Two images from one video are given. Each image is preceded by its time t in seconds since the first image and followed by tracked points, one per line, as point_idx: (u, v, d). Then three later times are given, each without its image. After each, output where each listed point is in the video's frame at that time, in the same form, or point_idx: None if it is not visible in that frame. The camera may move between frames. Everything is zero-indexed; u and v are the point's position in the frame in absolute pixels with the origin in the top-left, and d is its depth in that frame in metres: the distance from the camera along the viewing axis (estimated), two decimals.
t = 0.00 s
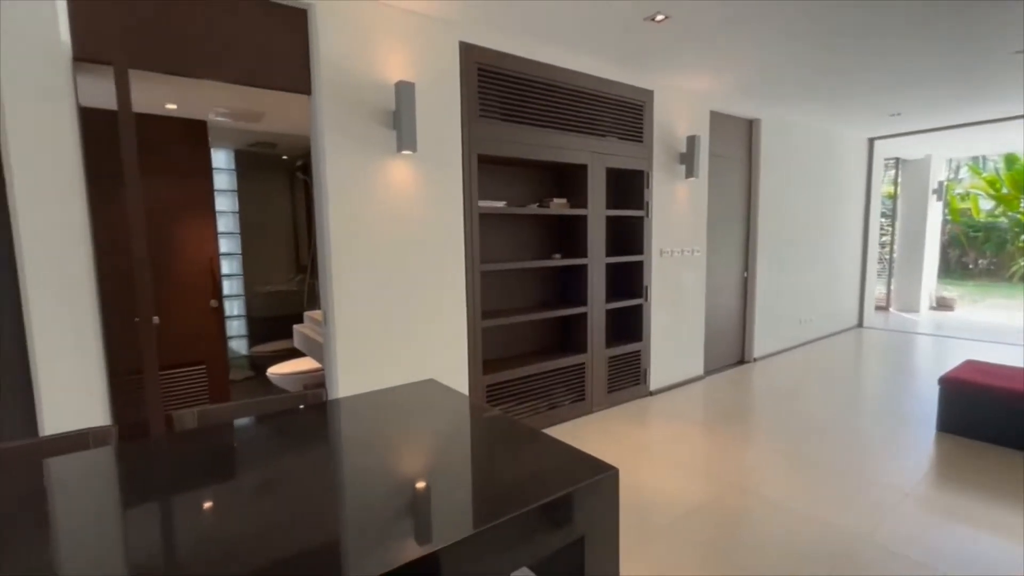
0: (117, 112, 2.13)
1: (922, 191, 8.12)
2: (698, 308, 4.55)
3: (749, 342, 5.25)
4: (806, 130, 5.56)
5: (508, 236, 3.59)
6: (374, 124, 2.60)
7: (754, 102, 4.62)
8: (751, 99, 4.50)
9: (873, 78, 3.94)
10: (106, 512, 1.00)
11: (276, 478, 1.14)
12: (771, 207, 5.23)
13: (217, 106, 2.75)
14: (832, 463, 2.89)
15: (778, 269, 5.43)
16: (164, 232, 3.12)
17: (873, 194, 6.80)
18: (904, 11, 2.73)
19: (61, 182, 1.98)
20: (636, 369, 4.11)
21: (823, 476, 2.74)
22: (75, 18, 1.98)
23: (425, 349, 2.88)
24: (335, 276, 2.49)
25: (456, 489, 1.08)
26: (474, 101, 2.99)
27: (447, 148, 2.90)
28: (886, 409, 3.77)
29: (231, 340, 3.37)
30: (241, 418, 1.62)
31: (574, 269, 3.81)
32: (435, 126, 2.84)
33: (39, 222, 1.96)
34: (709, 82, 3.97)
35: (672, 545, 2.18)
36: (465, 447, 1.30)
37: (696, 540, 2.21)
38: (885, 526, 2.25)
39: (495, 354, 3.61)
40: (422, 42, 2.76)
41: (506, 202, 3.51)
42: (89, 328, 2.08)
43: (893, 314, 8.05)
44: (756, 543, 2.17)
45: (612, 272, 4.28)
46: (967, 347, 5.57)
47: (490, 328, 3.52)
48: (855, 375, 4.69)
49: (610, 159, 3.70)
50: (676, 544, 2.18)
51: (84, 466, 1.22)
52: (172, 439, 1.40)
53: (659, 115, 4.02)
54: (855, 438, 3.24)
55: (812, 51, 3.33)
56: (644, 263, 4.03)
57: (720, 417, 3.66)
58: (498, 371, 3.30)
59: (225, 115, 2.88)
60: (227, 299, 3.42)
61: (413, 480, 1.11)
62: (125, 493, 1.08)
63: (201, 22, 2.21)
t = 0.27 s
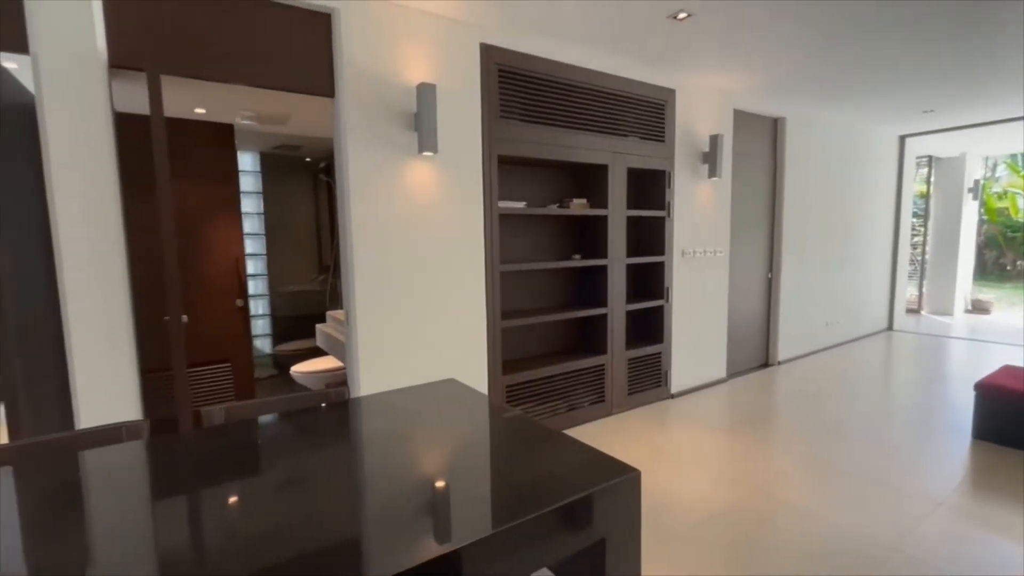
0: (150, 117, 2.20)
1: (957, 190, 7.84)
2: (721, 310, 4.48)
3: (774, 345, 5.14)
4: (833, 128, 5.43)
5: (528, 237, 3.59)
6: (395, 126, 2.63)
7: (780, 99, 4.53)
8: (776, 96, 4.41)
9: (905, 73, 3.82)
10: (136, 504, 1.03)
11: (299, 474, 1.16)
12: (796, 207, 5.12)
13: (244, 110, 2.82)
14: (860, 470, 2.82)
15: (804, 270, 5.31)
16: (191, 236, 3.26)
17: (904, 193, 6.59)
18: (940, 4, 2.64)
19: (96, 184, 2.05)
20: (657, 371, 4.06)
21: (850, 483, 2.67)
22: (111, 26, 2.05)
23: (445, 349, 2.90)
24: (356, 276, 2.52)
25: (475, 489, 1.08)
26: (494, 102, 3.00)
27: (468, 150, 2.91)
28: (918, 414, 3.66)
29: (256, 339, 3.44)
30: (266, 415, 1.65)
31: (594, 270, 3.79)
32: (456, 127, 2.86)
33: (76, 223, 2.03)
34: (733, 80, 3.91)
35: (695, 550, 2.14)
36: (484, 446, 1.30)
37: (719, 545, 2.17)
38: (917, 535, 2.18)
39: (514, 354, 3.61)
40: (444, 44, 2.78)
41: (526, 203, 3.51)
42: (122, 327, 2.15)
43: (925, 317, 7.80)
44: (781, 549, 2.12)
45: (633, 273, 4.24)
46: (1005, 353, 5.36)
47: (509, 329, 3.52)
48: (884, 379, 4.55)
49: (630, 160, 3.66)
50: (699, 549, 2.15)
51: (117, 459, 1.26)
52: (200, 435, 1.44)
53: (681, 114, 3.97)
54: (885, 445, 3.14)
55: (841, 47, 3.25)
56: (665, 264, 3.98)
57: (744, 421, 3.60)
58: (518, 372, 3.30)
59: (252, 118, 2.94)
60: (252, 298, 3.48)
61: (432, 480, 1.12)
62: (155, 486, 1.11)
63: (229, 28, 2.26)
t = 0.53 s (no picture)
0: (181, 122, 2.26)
1: (994, 189, 7.55)
2: (745, 312, 4.40)
3: (800, 348, 5.02)
4: (863, 125, 5.28)
5: (549, 238, 3.59)
6: (417, 128, 2.65)
7: (807, 97, 4.43)
8: (803, 94, 4.31)
9: (941, 69, 3.69)
10: (167, 499, 1.05)
11: (323, 472, 1.18)
12: (824, 207, 5.00)
13: (270, 114, 2.88)
14: (893, 478, 2.73)
15: (831, 272, 5.18)
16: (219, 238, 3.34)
17: (937, 193, 6.38)
18: None
19: (131, 188, 2.12)
20: (679, 374, 4.01)
21: (882, 492, 2.59)
22: (145, 35, 2.12)
23: (466, 349, 2.91)
24: (379, 276, 2.55)
25: (496, 489, 1.08)
26: (515, 104, 3.01)
27: (489, 151, 2.92)
28: (954, 422, 3.53)
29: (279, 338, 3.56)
30: (291, 413, 1.69)
31: (615, 272, 3.76)
32: (477, 128, 2.87)
33: (112, 225, 2.10)
34: (758, 78, 3.84)
35: (719, 556, 2.11)
36: (505, 447, 1.30)
37: (745, 552, 2.13)
38: (955, 547, 2.10)
39: (534, 355, 3.61)
40: (466, 47, 2.79)
41: (547, 203, 3.51)
42: (153, 326, 2.22)
43: (960, 321, 7.52)
44: (810, 558, 2.07)
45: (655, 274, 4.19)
46: None
47: (530, 330, 3.52)
48: (917, 385, 4.41)
49: (652, 160, 3.63)
50: (724, 555, 2.11)
51: (150, 454, 1.30)
52: (227, 431, 1.47)
53: (705, 113, 3.92)
54: (917, 453, 3.04)
55: (873, 43, 3.16)
56: (688, 266, 3.93)
57: (769, 426, 3.52)
58: (538, 373, 3.29)
59: (278, 122, 3.01)
60: (279, 298, 3.65)
61: (453, 480, 1.12)
62: (185, 481, 1.14)
63: (258, 34, 2.32)
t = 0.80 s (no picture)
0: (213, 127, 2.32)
1: None
2: (772, 314, 4.30)
3: (830, 352, 4.89)
4: (896, 122, 5.12)
5: (571, 239, 3.57)
6: (440, 130, 2.67)
7: (837, 94, 4.31)
8: (834, 91, 4.20)
9: (981, 62, 3.55)
10: (197, 494, 1.08)
11: (348, 470, 1.19)
12: (855, 207, 4.85)
13: (297, 118, 2.94)
14: (931, 487, 2.63)
15: (863, 274, 5.02)
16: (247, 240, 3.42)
17: (976, 191, 6.13)
18: None
19: (165, 191, 2.19)
20: (703, 377, 3.94)
21: (919, 501, 2.49)
22: (179, 43, 2.19)
23: (488, 350, 2.92)
24: (402, 277, 2.58)
25: (518, 490, 1.08)
26: (538, 105, 3.00)
27: (511, 153, 2.93)
28: (995, 429, 3.38)
29: (303, 338, 3.66)
30: (316, 412, 1.72)
31: (638, 273, 3.72)
32: (499, 130, 2.88)
33: (147, 227, 2.17)
34: (786, 75, 3.75)
35: (746, 564, 2.06)
36: (527, 447, 1.30)
37: (773, 560, 2.07)
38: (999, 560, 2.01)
39: (556, 357, 3.60)
40: (489, 49, 2.80)
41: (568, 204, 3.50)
42: (185, 325, 2.28)
43: (1001, 325, 7.20)
44: (843, 569, 2.00)
45: (679, 275, 4.13)
46: None
47: (551, 331, 3.51)
48: (955, 391, 4.24)
49: (677, 160, 3.58)
50: (751, 563, 2.06)
51: (182, 450, 1.34)
52: (256, 429, 1.51)
53: (731, 112, 3.85)
54: (957, 461, 2.92)
55: (909, 37, 3.05)
56: (713, 267, 3.86)
57: (798, 431, 3.43)
58: (560, 375, 3.28)
59: (304, 126, 3.07)
60: (303, 299, 3.69)
61: (474, 480, 1.13)
62: (215, 477, 1.17)
63: (286, 40, 2.37)
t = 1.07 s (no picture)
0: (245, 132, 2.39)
1: None
2: (803, 317, 4.19)
3: (863, 356, 4.73)
4: (935, 117, 4.92)
5: (594, 240, 3.55)
6: (464, 132, 2.69)
7: (871, 89, 4.17)
8: (868, 86, 4.06)
9: None
10: (228, 490, 1.11)
11: (374, 468, 1.21)
12: (890, 206, 4.69)
13: (325, 122, 3.00)
14: (974, 498, 2.52)
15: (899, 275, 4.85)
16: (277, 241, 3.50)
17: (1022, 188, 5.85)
18: None
19: (200, 194, 2.26)
20: (730, 380, 3.86)
21: (962, 513, 2.39)
22: (213, 51, 2.25)
23: (512, 351, 2.92)
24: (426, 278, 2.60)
25: (542, 491, 1.07)
26: (562, 106, 2.99)
27: (535, 154, 2.92)
28: None
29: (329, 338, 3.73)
30: (343, 411, 1.74)
31: (663, 274, 3.67)
32: (523, 131, 2.88)
33: (183, 230, 2.25)
34: (817, 71, 3.65)
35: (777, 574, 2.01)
36: (551, 449, 1.30)
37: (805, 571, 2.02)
38: None
39: (579, 359, 3.58)
40: (512, 50, 2.80)
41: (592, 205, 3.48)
42: (218, 325, 2.35)
43: None
44: None
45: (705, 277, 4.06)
46: None
47: (575, 333, 3.49)
48: (999, 397, 4.05)
49: (703, 159, 3.52)
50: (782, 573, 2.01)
51: (215, 446, 1.38)
52: (285, 427, 1.54)
53: (759, 109, 3.76)
54: (1002, 471, 2.79)
55: (950, 29, 2.93)
56: (740, 268, 3.78)
57: (831, 437, 3.33)
58: (584, 377, 3.26)
59: (332, 130, 3.12)
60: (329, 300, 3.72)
61: (497, 481, 1.12)
62: (246, 473, 1.20)
63: (314, 45, 2.42)
